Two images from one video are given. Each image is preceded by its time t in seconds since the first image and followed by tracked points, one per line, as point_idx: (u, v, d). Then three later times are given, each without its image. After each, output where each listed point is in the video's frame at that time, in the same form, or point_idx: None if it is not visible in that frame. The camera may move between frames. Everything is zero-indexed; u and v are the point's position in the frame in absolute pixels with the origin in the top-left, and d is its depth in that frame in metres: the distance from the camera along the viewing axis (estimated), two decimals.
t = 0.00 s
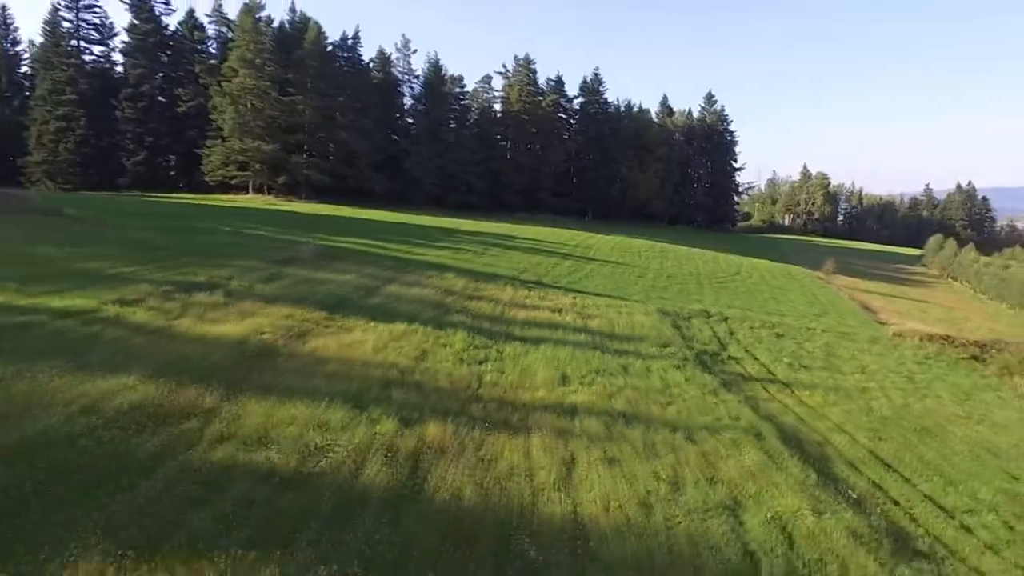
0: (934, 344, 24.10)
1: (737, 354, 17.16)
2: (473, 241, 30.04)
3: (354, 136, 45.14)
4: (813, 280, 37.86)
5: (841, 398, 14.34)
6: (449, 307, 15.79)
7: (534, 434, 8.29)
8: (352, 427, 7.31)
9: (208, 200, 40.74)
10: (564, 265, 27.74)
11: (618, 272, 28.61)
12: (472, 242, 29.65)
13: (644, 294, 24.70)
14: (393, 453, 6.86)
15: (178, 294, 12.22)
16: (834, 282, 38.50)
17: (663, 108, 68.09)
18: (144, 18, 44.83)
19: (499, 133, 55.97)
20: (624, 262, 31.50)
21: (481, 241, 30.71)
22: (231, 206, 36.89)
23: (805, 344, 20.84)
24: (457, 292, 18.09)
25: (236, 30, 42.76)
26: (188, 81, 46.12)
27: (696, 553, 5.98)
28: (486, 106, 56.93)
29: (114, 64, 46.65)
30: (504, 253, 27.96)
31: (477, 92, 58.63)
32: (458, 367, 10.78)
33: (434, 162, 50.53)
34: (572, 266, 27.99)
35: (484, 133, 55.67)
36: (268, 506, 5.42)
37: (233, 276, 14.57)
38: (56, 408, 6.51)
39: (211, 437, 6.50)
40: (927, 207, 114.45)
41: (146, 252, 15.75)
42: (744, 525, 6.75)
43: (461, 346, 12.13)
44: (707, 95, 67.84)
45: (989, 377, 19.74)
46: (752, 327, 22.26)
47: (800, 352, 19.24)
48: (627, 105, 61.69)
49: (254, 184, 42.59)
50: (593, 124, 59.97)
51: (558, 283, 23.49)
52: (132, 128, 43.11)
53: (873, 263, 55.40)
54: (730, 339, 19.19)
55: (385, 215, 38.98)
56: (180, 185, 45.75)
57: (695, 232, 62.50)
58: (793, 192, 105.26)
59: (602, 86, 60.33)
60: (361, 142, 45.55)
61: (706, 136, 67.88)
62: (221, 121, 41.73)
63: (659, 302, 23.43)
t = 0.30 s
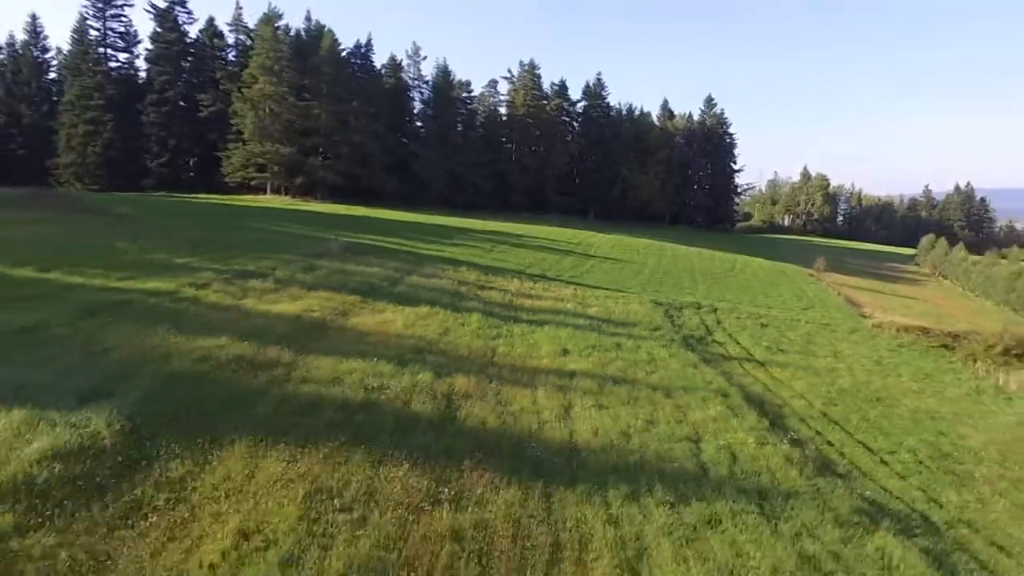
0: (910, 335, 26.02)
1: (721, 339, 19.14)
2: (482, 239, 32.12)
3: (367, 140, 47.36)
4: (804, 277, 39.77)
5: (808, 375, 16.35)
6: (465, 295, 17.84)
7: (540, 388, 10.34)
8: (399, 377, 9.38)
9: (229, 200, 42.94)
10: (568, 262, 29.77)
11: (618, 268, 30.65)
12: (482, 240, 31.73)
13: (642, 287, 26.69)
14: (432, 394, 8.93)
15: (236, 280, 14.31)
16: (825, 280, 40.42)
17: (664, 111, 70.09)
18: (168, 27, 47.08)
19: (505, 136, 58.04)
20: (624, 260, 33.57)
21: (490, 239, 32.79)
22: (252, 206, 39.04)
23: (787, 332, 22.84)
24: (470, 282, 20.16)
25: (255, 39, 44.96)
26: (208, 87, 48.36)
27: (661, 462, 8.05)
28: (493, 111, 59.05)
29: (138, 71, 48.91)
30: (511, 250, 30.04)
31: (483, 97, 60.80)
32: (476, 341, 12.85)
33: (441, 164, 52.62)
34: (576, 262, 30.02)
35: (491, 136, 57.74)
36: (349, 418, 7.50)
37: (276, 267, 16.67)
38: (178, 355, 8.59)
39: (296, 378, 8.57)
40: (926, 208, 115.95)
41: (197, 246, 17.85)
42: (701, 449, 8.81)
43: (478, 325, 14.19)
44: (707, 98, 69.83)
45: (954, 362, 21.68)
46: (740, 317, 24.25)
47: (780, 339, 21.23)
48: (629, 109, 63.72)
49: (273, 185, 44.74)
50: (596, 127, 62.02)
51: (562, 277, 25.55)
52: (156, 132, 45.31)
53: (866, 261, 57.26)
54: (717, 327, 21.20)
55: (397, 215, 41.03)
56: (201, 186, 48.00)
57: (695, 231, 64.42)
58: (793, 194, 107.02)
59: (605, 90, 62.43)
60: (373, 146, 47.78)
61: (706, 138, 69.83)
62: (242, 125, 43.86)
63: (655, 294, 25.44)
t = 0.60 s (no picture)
0: (889, 325, 27.90)
1: (709, 325, 21.08)
2: (490, 236, 34.14)
3: (378, 143, 49.48)
4: (797, 274, 41.64)
5: (784, 355, 18.32)
6: (477, 285, 19.84)
7: (545, 356, 12.37)
8: (429, 344, 11.40)
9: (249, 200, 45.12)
10: (570, 257, 31.76)
11: (617, 264, 32.61)
12: (489, 237, 33.75)
13: (639, 281, 28.64)
14: (457, 357, 10.95)
15: (279, 269, 16.35)
16: (817, 277, 42.27)
17: (665, 114, 72.01)
18: (189, 35, 49.22)
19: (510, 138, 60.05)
20: (623, 256, 35.54)
21: (497, 236, 34.79)
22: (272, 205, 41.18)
23: (772, 321, 24.75)
24: (481, 274, 22.15)
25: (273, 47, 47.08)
26: (227, 92, 50.52)
27: (642, 407, 10.07)
28: (499, 114, 61.10)
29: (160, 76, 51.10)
30: (518, 246, 32.05)
31: (490, 100, 62.85)
32: (489, 320, 14.84)
33: (449, 166, 54.69)
34: (578, 258, 32.01)
35: (497, 138, 59.77)
36: (395, 369, 9.53)
37: (310, 258, 18.69)
38: (254, 322, 10.65)
39: (349, 341, 10.59)
40: (925, 208, 117.45)
41: (237, 241, 19.89)
42: (676, 401, 10.80)
43: (490, 308, 16.20)
44: (707, 101, 71.73)
45: (925, 348, 23.56)
46: (729, 308, 26.18)
47: (764, 327, 23.17)
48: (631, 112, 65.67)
49: (289, 186, 46.84)
50: (598, 130, 64.00)
51: (565, 270, 27.54)
52: (178, 135, 47.48)
53: (861, 260, 59.07)
54: (706, 315, 23.14)
55: (409, 214, 43.05)
56: (220, 186, 50.16)
57: (694, 230, 66.33)
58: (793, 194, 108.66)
59: (607, 94, 64.43)
60: (384, 149, 49.87)
61: (706, 140, 71.76)
62: (260, 128, 45.99)
63: (650, 287, 27.41)
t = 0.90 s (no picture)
0: (872, 317, 29.88)
1: (699, 314, 23.12)
2: (497, 234, 36.22)
3: (389, 146, 51.68)
4: (790, 271, 43.57)
5: (764, 339, 20.38)
6: (488, 276, 21.93)
7: (550, 332, 14.49)
8: (453, 320, 13.51)
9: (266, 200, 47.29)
10: (573, 253, 33.82)
11: (618, 260, 34.64)
12: (497, 235, 35.84)
13: (638, 275, 30.69)
14: (477, 330, 13.07)
15: (315, 260, 18.47)
16: (809, 274, 44.22)
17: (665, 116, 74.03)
18: (209, 42, 51.55)
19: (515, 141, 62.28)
20: (623, 253, 37.58)
21: (504, 234, 36.87)
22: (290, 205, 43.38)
23: (760, 312, 26.77)
24: (491, 267, 24.26)
25: (290, 54, 49.42)
26: (245, 97, 52.80)
27: (631, 370, 12.16)
28: (504, 117, 63.28)
29: (180, 82, 53.40)
30: (524, 243, 34.09)
31: (495, 104, 65.04)
32: (502, 305, 16.95)
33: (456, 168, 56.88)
34: (580, 254, 34.07)
35: (502, 141, 61.94)
36: (428, 336, 11.65)
37: (339, 252, 20.80)
38: (308, 300, 12.79)
39: (388, 317, 12.72)
40: (923, 209, 118.85)
41: (272, 237, 22.02)
42: (660, 367, 12.91)
43: (501, 295, 18.29)
44: (706, 104, 73.77)
45: (901, 337, 25.56)
46: (720, 300, 28.14)
47: (751, 316, 25.17)
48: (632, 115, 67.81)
49: (304, 187, 49.04)
50: (600, 133, 66.23)
51: (569, 265, 29.63)
52: (199, 139, 49.73)
53: (855, 259, 60.96)
54: (698, 306, 25.20)
55: (420, 214, 45.19)
56: (238, 187, 52.36)
57: (694, 229, 68.30)
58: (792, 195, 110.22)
59: (609, 97, 66.62)
60: (394, 151, 52.08)
61: (705, 141, 73.79)
62: (278, 131, 48.24)
63: (648, 280, 29.46)
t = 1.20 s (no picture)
0: (854, 309, 31.87)
1: (689, 304, 25.12)
2: (503, 232, 38.30)
3: (397, 149, 53.78)
4: (782, 268, 45.52)
5: (747, 325, 22.42)
6: (497, 268, 23.95)
7: (553, 314, 16.51)
8: (469, 303, 15.56)
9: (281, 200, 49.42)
10: (575, 250, 35.86)
11: (616, 256, 36.69)
12: (503, 233, 37.92)
13: (635, 270, 32.72)
14: (490, 311, 15.11)
15: (340, 252, 20.51)
16: (801, 271, 46.19)
17: (664, 119, 76.08)
18: (226, 49, 53.92)
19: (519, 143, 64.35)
20: (622, 250, 39.60)
21: (509, 231, 38.92)
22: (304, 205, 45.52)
23: (748, 303, 28.75)
24: (498, 261, 26.28)
25: (304, 60, 51.66)
26: (259, 102, 55.00)
27: (622, 344, 14.18)
28: (507, 120, 65.39)
29: (197, 86, 55.61)
30: (528, 240, 36.11)
31: (499, 107, 67.17)
32: (509, 291, 18.98)
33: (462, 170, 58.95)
34: (581, 250, 36.14)
35: (505, 143, 63.99)
36: (449, 314, 13.69)
37: (360, 246, 22.85)
38: (344, 284, 14.84)
39: (413, 299, 14.76)
40: (920, 208, 120.50)
41: (299, 233, 24.08)
42: (648, 342, 14.92)
43: (508, 284, 20.30)
44: (704, 106, 75.86)
45: (878, 326, 27.56)
46: (711, 292, 30.11)
47: (739, 307, 27.18)
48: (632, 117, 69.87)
49: (316, 188, 51.20)
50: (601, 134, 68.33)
51: (570, 260, 31.67)
52: (216, 142, 51.88)
53: (848, 257, 62.86)
54: (689, 297, 27.19)
55: (428, 213, 47.26)
56: (252, 188, 54.49)
57: (693, 228, 70.30)
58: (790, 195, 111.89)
59: (609, 100, 68.72)
60: (402, 153, 54.21)
61: (703, 143, 75.83)
62: (292, 134, 50.42)
63: (644, 275, 31.47)
